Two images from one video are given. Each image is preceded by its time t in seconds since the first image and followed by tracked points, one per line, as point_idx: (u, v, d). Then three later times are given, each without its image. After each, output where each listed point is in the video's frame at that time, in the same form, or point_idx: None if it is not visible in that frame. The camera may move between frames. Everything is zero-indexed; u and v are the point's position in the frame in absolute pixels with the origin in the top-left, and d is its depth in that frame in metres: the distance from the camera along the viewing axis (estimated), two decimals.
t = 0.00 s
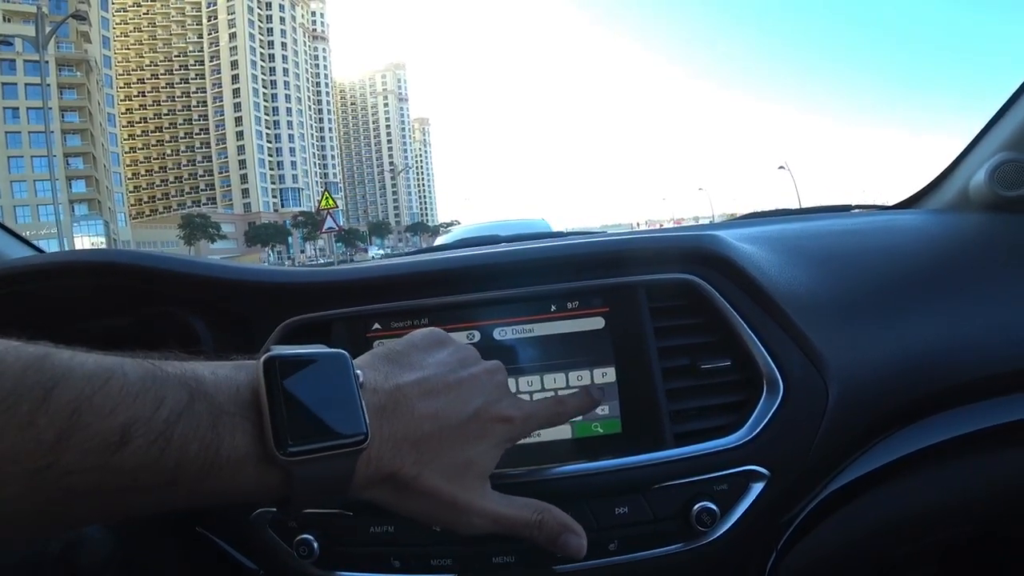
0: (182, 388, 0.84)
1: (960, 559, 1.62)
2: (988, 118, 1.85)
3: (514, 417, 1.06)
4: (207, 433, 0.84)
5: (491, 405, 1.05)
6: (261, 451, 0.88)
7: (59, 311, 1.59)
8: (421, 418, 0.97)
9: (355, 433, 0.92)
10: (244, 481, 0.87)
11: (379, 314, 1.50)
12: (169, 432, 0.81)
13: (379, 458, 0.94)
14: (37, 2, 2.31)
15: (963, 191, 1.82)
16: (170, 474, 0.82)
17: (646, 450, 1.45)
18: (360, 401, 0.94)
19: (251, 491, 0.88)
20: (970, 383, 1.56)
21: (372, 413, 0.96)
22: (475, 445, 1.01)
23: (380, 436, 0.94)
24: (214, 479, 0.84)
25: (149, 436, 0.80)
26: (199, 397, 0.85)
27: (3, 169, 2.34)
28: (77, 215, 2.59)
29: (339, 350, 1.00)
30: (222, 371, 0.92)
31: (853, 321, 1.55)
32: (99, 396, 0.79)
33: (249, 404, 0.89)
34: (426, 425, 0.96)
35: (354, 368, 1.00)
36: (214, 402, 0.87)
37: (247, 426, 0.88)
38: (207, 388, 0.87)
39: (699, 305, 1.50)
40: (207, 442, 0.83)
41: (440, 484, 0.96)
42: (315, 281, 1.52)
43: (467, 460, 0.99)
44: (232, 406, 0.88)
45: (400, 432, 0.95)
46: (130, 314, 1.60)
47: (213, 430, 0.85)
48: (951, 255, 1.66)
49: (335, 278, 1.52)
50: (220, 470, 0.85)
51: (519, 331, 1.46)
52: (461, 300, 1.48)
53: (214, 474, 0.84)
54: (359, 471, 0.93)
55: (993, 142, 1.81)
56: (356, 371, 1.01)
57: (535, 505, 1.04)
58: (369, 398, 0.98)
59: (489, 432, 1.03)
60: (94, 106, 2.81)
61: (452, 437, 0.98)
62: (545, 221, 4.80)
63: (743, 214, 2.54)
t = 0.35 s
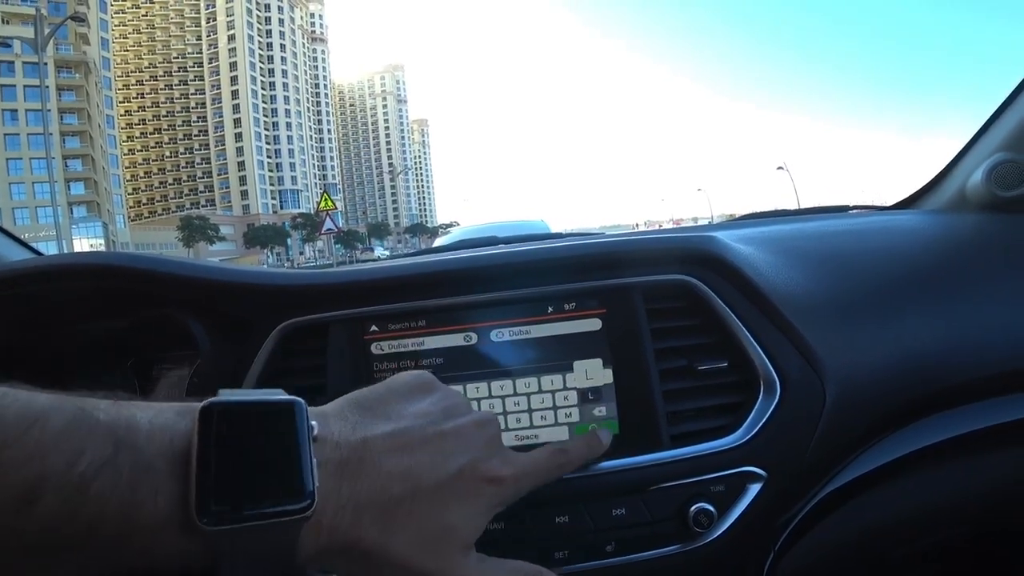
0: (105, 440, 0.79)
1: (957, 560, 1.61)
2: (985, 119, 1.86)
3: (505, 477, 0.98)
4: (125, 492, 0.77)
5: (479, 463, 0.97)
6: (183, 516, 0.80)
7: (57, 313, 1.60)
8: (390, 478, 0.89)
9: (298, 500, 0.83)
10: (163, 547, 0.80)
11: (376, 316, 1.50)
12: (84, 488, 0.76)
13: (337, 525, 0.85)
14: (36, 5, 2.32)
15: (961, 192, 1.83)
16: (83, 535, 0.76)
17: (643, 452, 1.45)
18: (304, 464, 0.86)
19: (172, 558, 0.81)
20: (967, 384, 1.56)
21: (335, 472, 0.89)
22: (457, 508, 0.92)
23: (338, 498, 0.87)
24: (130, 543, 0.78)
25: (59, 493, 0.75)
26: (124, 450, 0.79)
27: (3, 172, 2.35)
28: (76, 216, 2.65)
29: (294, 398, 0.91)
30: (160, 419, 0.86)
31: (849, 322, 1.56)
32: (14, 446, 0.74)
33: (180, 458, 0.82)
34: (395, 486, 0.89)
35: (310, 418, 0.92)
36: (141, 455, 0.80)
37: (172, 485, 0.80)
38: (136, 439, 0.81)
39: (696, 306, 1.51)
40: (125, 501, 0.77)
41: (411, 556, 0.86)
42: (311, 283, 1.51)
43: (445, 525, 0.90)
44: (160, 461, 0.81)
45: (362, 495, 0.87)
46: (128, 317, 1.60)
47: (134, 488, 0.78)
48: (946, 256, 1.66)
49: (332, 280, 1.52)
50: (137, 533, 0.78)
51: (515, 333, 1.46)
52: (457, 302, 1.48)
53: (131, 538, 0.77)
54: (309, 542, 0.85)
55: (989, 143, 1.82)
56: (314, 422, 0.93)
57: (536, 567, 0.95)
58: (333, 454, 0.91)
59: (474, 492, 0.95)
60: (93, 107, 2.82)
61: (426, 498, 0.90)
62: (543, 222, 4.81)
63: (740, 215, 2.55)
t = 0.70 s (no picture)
0: (59, 471, 0.80)
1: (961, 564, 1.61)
2: (988, 121, 1.85)
3: (490, 510, 1.06)
4: (72, 522, 0.77)
5: (459, 495, 1.04)
6: (137, 542, 0.80)
7: (62, 311, 1.60)
8: (367, 510, 0.93)
9: (258, 522, 0.85)
10: None
11: (381, 317, 1.50)
12: (33, 516, 0.76)
13: (309, 555, 0.87)
14: (39, 5, 2.32)
15: (964, 193, 1.83)
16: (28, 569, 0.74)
17: (649, 453, 1.45)
18: (267, 484, 0.88)
19: None
20: (972, 385, 1.56)
21: (307, 503, 0.91)
22: (439, 541, 0.97)
23: (311, 527, 0.89)
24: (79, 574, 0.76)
25: (6, 521, 0.74)
26: (77, 481, 0.80)
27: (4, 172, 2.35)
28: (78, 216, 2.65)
29: (259, 424, 0.96)
30: (119, 454, 0.88)
31: (853, 324, 1.56)
32: None
33: (137, 488, 0.83)
34: (370, 519, 0.93)
35: (277, 444, 0.96)
36: (95, 486, 0.81)
37: (127, 511, 0.81)
38: (93, 471, 0.82)
39: (701, 308, 1.51)
40: (71, 531, 0.76)
41: None
42: (315, 283, 1.51)
43: (429, 559, 0.94)
44: (114, 492, 0.82)
45: (335, 526, 0.90)
46: (133, 316, 1.60)
47: (84, 518, 0.78)
48: (951, 258, 1.66)
49: (337, 281, 1.51)
50: (86, 564, 0.76)
51: (521, 334, 1.46)
52: (462, 303, 1.48)
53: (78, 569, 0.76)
54: None
55: (992, 145, 1.81)
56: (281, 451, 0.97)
57: None
58: (306, 485, 0.93)
59: (454, 526, 1.01)
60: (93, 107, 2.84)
61: (406, 531, 0.95)
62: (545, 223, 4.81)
63: (743, 216, 2.55)
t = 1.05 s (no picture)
0: (89, 454, 0.80)
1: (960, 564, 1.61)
2: (987, 122, 1.85)
3: (492, 482, 1.04)
4: (107, 500, 0.77)
5: (464, 470, 1.03)
6: (171, 519, 0.80)
7: (61, 311, 1.60)
8: (380, 483, 0.92)
9: (284, 494, 0.85)
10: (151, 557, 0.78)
11: (379, 317, 1.50)
12: (68, 497, 0.76)
13: (329, 525, 0.86)
14: (38, 5, 2.32)
15: (963, 194, 1.83)
16: (65, 546, 0.75)
17: (648, 453, 1.45)
18: (290, 461, 0.88)
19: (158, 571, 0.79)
20: (971, 385, 1.56)
21: (324, 479, 0.91)
22: (448, 514, 0.95)
23: (329, 499, 0.88)
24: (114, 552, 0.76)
25: (42, 503, 0.74)
26: (108, 462, 0.80)
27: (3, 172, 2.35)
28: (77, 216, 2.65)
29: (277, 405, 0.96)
30: (144, 437, 0.88)
31: (852, 324, 1.56)
32: None
33: (166, 467, 0.83)
34: (384, 490, 0.92)
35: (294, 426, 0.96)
36: (125, 467, 0.81)
37: (159, 489, 0.81)
38: (120, 452, 0.82)
39: (700, 308, 1.51)
40: (108, 508, 0.77)
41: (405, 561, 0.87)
42: (314, 284, 1.51)
43: (436, 531, 0.92)
44: (145, 471, 0.82)
45: (351, 497, 0.89)
46: (133, 316, 1.60)
47: (118, 495, 0.78)
48: (949, 259, 1.66)
49: (336, 281, 1.51)
50: (122, 542, 0.77)
51: (520, 335, 1.46)
52: (461, 303, 1.48)
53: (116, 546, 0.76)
54: (300, 547, 0.84)
55: (991, 145, 1.82)
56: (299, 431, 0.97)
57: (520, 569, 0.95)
58: (321, 461, 0.93)
59: (461, 499, 0.99)
60: (93, 107, 2.80)
61: (418, 502, 0.93)
62: (544, 223, 4.81)
63: (742, 216, 2.55)
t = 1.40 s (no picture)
0: (173, 425, 0.83)
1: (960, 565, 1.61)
2: (989, 122, 1.85)
3: (522, 441, 1.09)
4: (200, 467, 0.81)
5: (498, 429, 1.07)
6: (263, 481, 0.84)
7: (61, 309, 1.60)
8: (431, 444, 0.97)
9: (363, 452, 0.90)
10: (242, 518, 0.83)
11: (380, 317, 1.50)
12: (162, 469, 0.79)
13: (392, 483, 0.92)
14: (39, 3, 2.32)
15: (964, 194, 1.83)
16: (159, 516, 0.79)
17: (648, 453, 1.45)
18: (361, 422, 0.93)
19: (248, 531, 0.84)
20: (972, 386, 1.56)
21: (383, 441, 0.95)
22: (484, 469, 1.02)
23: (390, 459, 0.93)
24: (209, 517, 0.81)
25: (139, 476, 0.78)
26: (192, 432, 0.83)
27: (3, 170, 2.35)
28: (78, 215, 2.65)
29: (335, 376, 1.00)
30: (214, 410, 0.91)
31: (852, 324, 1.56)
32: (86, 438, 0.77)
33: (246, 434, 0.87)
34: (435, 450, 0.97)
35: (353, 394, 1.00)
36: (208, 436, 0.85)
37: (245, 455, 0.85)
38: (200, 422, 0.86)
39: (701, 308, 1.51)
40: (203, 476, 0.81)
41: (453, 512, 0.96)
42: (315, 283, 1.51)
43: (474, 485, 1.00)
44: (228, 439, 0.86)
45: (407, 457, 0.94)
46: (133, 314, 1.61)
47: (209, 462, 0.82)
48: (951, 259, 1.66)
49: (336, 281, 1.51)
50: (219, 505, 0.81)
51: (521, 334, 1.46)
52: (462, 303, 1.48)
53: (209, 511, 0.81)
54: (371, 501, 0.91)
55: (992, 146, 1.81)
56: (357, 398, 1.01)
57: (547, 533, 1.05)
58: (375, 427, 0.96)
59: (494, 456, 1.05)
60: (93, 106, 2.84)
61: (463, 462, 0.99)
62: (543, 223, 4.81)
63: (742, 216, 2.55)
